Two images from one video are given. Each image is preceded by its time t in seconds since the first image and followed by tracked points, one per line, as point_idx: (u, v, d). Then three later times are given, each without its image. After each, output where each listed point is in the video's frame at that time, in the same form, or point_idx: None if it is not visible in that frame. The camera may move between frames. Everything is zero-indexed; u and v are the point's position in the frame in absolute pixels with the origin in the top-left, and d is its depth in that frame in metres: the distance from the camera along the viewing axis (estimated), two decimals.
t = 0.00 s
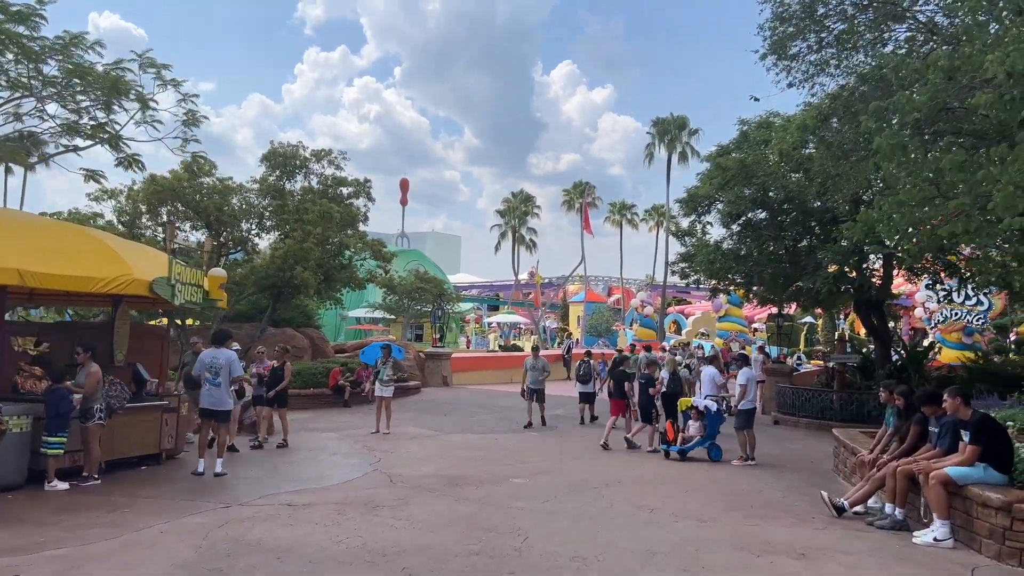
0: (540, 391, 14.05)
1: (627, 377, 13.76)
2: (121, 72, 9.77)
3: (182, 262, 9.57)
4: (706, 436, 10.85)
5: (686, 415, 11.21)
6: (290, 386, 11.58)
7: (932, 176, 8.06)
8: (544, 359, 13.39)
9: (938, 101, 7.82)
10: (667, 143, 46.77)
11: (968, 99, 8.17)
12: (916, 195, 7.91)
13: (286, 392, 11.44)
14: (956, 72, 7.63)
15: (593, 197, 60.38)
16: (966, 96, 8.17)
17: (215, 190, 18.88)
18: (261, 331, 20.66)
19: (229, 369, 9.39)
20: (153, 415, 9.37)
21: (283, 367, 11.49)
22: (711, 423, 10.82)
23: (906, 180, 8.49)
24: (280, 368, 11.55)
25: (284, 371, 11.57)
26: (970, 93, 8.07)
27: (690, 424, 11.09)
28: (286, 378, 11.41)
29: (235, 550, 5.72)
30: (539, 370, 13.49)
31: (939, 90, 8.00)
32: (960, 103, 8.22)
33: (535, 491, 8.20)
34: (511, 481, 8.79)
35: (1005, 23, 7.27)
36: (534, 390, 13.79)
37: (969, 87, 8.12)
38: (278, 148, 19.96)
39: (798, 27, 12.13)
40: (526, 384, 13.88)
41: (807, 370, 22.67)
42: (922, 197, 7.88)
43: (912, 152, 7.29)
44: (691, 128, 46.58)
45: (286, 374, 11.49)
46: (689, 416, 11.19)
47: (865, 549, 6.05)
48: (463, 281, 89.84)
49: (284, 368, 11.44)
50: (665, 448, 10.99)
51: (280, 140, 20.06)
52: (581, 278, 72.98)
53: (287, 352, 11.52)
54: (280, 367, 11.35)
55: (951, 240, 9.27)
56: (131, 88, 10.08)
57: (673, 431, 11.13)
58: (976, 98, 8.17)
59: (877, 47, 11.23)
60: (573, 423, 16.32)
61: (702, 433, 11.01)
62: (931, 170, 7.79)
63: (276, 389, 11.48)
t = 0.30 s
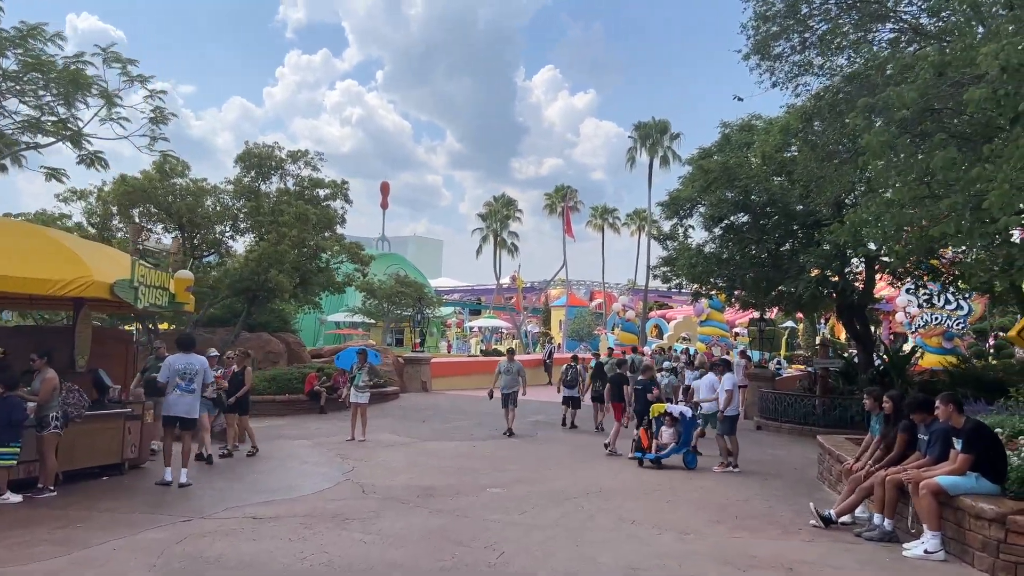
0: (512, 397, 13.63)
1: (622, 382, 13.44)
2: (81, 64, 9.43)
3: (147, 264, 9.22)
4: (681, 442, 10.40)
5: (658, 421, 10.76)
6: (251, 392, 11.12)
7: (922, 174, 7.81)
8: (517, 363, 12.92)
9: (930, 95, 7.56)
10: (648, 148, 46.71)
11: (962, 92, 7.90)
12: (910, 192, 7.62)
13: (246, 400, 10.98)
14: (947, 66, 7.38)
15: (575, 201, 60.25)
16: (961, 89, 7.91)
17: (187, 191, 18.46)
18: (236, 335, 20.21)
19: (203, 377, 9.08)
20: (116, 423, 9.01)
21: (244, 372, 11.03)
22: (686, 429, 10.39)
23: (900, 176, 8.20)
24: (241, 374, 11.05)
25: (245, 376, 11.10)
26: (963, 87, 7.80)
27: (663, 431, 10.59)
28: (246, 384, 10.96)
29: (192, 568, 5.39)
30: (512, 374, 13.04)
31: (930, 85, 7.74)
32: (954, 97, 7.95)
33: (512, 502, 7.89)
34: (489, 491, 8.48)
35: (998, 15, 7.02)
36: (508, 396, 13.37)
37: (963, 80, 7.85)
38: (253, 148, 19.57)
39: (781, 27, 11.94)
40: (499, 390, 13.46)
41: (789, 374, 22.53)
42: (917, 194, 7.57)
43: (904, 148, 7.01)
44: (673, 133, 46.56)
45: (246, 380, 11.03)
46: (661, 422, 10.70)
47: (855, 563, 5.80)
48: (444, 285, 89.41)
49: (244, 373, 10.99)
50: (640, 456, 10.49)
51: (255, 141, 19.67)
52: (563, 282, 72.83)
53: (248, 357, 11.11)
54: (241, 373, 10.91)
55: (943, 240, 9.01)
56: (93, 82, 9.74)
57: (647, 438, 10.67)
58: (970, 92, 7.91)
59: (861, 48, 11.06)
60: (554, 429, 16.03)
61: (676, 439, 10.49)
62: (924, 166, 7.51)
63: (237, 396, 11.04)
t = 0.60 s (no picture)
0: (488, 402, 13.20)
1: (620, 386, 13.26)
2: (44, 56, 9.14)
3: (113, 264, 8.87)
4: (657, 447, 10.10)
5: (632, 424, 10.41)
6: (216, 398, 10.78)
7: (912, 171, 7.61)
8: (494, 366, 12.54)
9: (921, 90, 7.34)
10: (631, 151, 46.65)
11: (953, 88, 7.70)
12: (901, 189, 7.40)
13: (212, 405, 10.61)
14: (938, 59, 7.17)
15: (558, 204, 60.12)
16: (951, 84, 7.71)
17: (162, 191, 18.07)
18: (212, 338, 19.83)
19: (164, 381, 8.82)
20: (79, 429, 8.65)
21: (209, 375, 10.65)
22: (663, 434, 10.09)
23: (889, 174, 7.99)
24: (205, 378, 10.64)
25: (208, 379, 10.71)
26: (955, 82, 7.60)
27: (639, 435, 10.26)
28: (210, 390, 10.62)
29: None
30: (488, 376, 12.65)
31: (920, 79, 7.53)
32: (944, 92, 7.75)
33: (491, 510, 7.63)
34: (467, 498, 8.21)
35: (991, 6, 6.81)
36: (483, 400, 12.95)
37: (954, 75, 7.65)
38: (230, 147, 19.20)
39: (766, 25, 11.77)
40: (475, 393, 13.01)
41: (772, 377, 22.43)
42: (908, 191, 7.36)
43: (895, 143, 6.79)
44: (656, 136, 46.51)
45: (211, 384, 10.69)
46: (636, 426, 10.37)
47: (846, 574, 5.58)
48: (427, 288, 89.02)
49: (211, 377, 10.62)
50: (616, 460, 10.11)
51: (232, 140, 19.31)
52: (546, 285, 72.69)
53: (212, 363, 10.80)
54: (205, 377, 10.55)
55: (931, 240, 8.81)
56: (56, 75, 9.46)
57: (622, 440, 10.27)
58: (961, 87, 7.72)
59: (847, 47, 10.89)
60: (535, 434, 15.78)
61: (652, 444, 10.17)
62: (916, 163, 7.30)
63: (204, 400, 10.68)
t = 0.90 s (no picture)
0: (467, 408, 12.80)
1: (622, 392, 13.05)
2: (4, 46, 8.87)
3: (79, 262, 8.50)
4: (639, 452, 9.81)
5: (613, 428, 10.11)
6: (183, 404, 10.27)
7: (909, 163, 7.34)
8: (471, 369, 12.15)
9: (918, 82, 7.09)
10: (618, 152, 46.46)
11: (950, 80, 7.45)
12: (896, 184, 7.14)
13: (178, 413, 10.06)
14: (936, 47, 6.90)
15: (544, 205, 59.88)
16: (949, 76, 7.46)
17: (137, 189, 17.65)
18: (190, 341, 19.38)
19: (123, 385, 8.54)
20: (42, 434, 8.28)
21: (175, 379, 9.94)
22: (646, 439, 9.78)
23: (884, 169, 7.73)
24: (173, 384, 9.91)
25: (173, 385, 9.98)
26: (952, 73, 7.35)
27: (619, 441, 9.96)
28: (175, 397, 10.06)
29: None
30: (466, 383, 12.23)
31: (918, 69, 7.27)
32: (941, 84, 7.49)
33: (471, 518, 7.30)
34: (447, 506, 7.89)
35: None
36: (461, 406, 12.54)
37: (951, 67, 7.41)
38: (208, 145, 18.80)
39: (755, 19, 11.54)
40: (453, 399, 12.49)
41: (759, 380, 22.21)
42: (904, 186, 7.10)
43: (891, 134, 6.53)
44: (642, 137, 46.36)
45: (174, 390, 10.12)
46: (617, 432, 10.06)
47: None
48: (412, 290, 88.58)
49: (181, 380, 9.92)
50: (597, 466, 9.76)
51: (210, 137, 18.91)
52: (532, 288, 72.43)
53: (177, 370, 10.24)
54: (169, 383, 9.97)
55: (926, 239, 8.56)
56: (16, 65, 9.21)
57: (604, 445, 9.93)
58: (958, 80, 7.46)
59: (837, 42, 10.67)
60: (520, 437, 15.46)
61: (633, 450, 9.89)
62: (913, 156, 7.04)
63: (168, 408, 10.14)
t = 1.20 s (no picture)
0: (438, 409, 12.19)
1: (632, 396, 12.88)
2: None
3: (50, 261, 8.18)
4: (626, 457, 9.55)
5: (598, 435, 9.87)
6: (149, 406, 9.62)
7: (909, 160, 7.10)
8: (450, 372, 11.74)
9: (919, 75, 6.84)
10: (608, 154, 46.31)
11: (950, 76, 7.21)
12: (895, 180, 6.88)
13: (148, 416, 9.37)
14: (939, 38, 6.66)
15: (533, 207, 59.67)
16: (950, 71, 7.22)
17: (118, 188, 17.30)
18: (173, 343, 19.01)
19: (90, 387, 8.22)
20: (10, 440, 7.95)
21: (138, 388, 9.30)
22: (633, 443, 9.53)
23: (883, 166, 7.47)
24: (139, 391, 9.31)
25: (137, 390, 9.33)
26: (953, 66, 7.11)
27: (605, 446, 9.70)
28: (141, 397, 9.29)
29: None
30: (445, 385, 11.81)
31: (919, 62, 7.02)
32: (942, 78, 7.25)
33: (457, 528, 7.02)
34: (431, 514, 7.62)
35: None
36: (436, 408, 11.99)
37: (952, 61, 7.15)
38: (191, 144, 18.47)
39: (747, 16, 11.31)
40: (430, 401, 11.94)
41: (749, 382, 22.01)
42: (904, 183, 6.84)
43: (894, 128, 6.26)
44: (633, 139, 46.21)
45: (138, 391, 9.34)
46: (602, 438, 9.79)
47: None
48: (401, 292, 88.16)
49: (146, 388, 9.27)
50: (584, 472, 9.46)
51: (193, 136, 18.58)
52: (521, 290, 72.17)
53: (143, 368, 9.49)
54: (137, 384, 9.23)
55: (925, 239, 8.32)
56: None
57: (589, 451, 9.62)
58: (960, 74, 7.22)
59: (832, 39, 10.44)
60: (508, 441, 15.20)
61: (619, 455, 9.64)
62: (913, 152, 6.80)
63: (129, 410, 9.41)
